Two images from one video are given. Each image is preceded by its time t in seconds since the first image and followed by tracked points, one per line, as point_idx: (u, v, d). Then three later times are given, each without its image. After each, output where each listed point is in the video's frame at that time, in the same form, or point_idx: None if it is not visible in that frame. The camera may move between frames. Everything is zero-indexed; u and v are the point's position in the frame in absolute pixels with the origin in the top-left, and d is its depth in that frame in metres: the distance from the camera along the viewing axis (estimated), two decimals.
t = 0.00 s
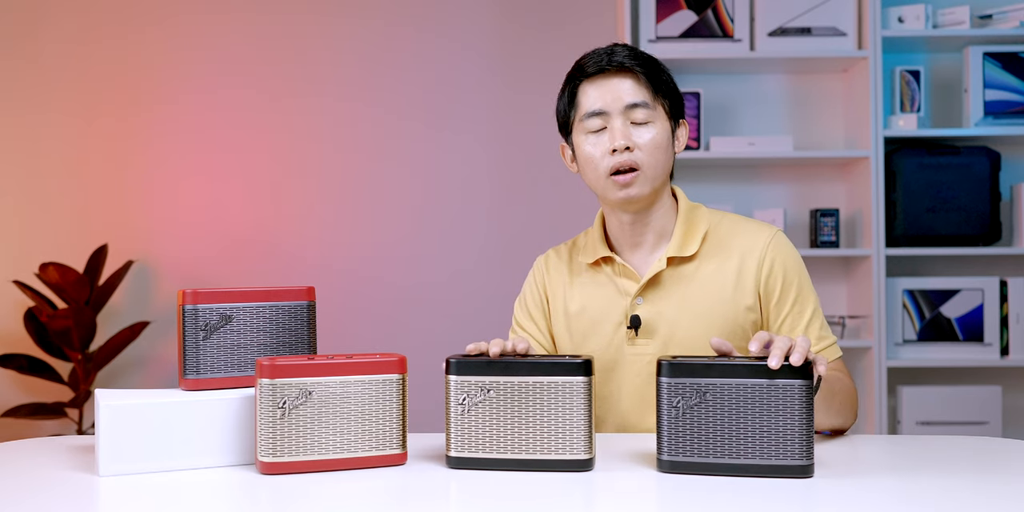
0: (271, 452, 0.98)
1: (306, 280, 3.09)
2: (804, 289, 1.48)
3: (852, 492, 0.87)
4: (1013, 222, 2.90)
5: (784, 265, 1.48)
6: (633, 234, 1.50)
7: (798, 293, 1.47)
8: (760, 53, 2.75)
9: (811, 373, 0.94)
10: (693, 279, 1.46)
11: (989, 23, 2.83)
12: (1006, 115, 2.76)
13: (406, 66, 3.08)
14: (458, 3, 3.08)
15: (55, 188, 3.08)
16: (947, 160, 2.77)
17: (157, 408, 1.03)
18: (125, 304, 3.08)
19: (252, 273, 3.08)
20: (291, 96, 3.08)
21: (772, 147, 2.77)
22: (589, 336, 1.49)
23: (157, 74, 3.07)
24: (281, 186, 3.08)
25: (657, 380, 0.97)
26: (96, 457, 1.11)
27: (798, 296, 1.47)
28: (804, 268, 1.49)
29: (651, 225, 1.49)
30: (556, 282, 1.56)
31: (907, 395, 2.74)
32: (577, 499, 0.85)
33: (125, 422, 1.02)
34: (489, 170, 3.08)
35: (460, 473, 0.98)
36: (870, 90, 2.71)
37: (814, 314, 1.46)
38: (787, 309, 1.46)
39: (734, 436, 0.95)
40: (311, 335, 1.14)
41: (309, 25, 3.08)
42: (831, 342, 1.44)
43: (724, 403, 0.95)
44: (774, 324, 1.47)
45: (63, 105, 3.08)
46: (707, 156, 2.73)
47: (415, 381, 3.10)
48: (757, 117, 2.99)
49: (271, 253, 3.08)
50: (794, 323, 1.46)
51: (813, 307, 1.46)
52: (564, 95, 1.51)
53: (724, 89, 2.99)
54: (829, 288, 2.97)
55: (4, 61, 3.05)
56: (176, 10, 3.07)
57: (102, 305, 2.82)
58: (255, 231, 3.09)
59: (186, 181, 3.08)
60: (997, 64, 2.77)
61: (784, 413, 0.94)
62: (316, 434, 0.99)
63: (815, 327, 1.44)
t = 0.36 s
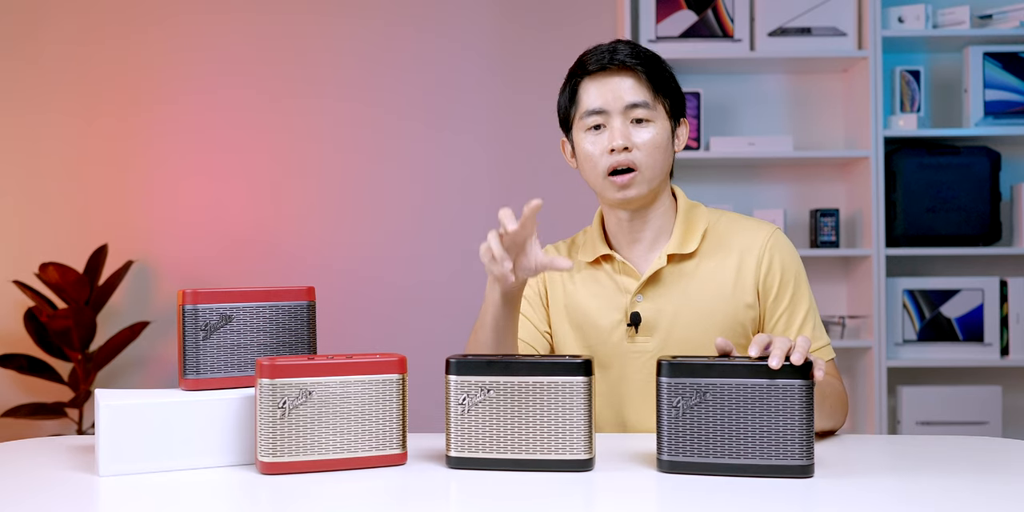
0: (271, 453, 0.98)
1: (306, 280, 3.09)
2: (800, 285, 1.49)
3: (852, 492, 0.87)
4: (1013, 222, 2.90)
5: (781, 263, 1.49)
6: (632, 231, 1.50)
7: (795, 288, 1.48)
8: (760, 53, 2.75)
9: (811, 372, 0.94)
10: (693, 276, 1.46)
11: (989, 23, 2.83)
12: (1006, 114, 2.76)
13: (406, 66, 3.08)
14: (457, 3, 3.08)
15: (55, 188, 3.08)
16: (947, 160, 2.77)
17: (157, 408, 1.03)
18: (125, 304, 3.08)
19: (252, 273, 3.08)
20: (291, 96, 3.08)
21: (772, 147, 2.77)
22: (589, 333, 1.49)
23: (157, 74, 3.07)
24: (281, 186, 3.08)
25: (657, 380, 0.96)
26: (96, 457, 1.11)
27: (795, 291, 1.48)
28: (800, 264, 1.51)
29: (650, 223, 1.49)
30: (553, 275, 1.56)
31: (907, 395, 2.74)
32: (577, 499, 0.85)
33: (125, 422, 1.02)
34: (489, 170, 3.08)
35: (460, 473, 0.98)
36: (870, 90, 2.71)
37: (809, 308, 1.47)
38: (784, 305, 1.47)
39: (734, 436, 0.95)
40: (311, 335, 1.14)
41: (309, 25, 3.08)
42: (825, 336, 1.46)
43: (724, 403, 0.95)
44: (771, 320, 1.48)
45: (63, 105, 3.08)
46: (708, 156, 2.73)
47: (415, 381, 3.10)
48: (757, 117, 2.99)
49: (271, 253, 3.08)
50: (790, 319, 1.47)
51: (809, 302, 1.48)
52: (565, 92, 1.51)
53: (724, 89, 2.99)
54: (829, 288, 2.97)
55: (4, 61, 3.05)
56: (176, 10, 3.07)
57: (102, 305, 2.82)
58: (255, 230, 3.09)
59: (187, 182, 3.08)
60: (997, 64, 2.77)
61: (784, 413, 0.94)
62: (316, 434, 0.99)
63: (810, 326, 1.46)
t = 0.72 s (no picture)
0: (271, 452, 0.98)
1: (306, 280, 3.09)
2: (798, 285, 1.49)
3: (852, 492, 0.87)
4: (1013, 222, 2.90)
5: (780, 264, 1.49)
6: (631, 235, 1.50)
7: (793, 288, 1.49)
8: (760, 53, 2.75)
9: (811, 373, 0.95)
10: (691, 279, 1.46)
11: (989, 23, 2.83)
12: (1006, 114, 2.76)
13: (406, 66, 3.08)
14: (457, 3, 3.08)
15: (55, 188, 3.08)
16: (947, 160, 2.77)
17: (157, 408, 1.03)
18: (125, 304, 3.08)
19: (252, 273, 3.08)
20: (291, 96, 3.08)
21: (772, 147, 2.77)
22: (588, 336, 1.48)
23: (157, 74, 3.07)
24: (280, 186, 3.08)
25: (657, 380, 0.96)
26: (96, 457, 1.11)
27: (794, 291, 1.48)
28: (798, 264, 1.51)
29: (648, 227, 1.49)
30: (550, 277, 1.54)
31: (907, 395, 2.74)
32: (577, 499, 0.85)
33: (125, 422, 1.02)
34: (489, 170, 3.08)
35: (460, 473, 0.98)
36: (870, 90, 2.71)
37: (807, 308, 1.48)
38: (782, 306, 1.48)
39: (734, 436, 0.95)
40: (311, 335, 1.14)
41: (309, 25, 3.08)
42: (824, 336, 1.46)
43: (724, 403, 0.95)
44: (769, 320, 1.48)
45: (63, 105, 3.08)
46: (708, 156, 2.73)
47: (415, 380, 3.10)
48: (757, 117, 2.99)
49: (271, 253, 3.08)
50: (789, 319, 1.47)
51: (807, 302, 1.49)
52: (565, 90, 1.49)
53: (724, 89, 2.99)
54: (829, 288, 2.98)
55: (4, 61, 3.05)
56: (176, 10, 3.07)
57: (102, 305, 2.82)
58: (255, 231, 3.09)
59: (187, 182, 3.08)
60: (997, 64, 2.77)
61: (784, 413, 0.94)
62: (316, 434, 0.99)
63: (809, 327, 1.46)
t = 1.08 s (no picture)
0: (271, 452, 0.98)
1: (305, 280, 3.09)
2: (792, 285, 1.49)
3: (851, 492, 0.87)
4: (1012, 222, 2.90)
5: (773, 264, 1.49)
6: (620, 239, 1.50)
7: (787, 288, 1.48)
8: (760, 53, 2.75)
9: (811, 372, 0.95)
10: (684, 283, 1.46)
11: (989, 23, 2.83)
12: (1007, 114, 2.76)
13: (406, 66, 3.08)
14: (457, 3, 3.08)
15: (55, 188, 3.08)
16: (947, 160, 2.77)
17: (157, 407, 1.03)
18: (125, 304, 3.08)
19: (252, 273, 3.08)
20: (290, 96, 3.08)
21: (772, 147, 2.77)
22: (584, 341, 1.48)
23: (157, 74, 3.07)
24: (280, 186, 3.08)
25: (657, 380, 0.97)
26: (96, 456, 1.11)
27: (787, 291, 1.48)
28: (791, 263, 1.51)
29: (639, 230, 1.49)
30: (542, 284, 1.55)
31: (907, 395, 2.74)
32: (577, 499, 0.85)
33: (125, 422, 1.02)
34: (489, 170, 3.08)
35: (460, 473, 0.98)
36: (870, 90, 2.71)
37: (802, 308, 1.48)
38: (777, 306, 1.47)
39: (734, 436, 0.95)
40: (311, 335, 1.14)
41: (309, 26, 3.08)
42: (819, 335, 1.46)
43: (723, 403, 0.95)
44: (764, 321, 1.48)
45: (63, 105, 3.08)
46: (708, 156, 2.73)
47: (415, 380, 3.10)
48: (757, 117, 2.99)
49: (271, 253, 3.08)
50: (784, 319, 1.47)
51: (801, 301, 1.49)
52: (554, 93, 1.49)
53: (724, 89, 2.99)
54: (829, 288, 2.98)
55: (4, 61, 3.05)
56: (176, 10, 3.07)
57: (102, 305, 2.82)
58: (255, 231, 3.09)
59: (187, 182, 3.08)
60: (997, 64, 2.77)
61: (784, 413, 0.94)
62: (316, 434, 0.99)
63: (803, 326, 1.46)
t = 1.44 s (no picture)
0: (271, 452, 0.98)
1: (305, 280, 3.09)
2: (785, 284, 1.49)
3: (851, 493, 0.87)
4: (1012, 222, 2.90)
5: (766, 263, 1.49)
6: (611, 242, 1.49)
7: (780, 288, 1.49)
8: (760, 53, 2.75)
9: (810, 373, 0.94)
10: (677, 285, 1.46)
11: (989, 23, 2.83)
12: (1007, 114, 2.76)
13: (406, 66, 3.08)
14: (457, 3, 3.08)
15: (55, 188, 3.08)
16: (947, 160, 2.77)
17: (157, 407, 1.03)
18: (125, 304, 3.08)
19: (252, 273, 3.08)
20: (290, 96, 3.08)
21: (772, 147, 2.77)
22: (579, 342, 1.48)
23: (157, 75, 3.07)
24: (280, 186, 3.08)
25: (657, 380, 0.96)
26: (96, 456, 1.11)
27: (781, 290, 1.49)
28: (784, 262, 1.51)
29: (629, 232, 1.49)
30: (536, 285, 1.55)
31: (907, 395, 2.74)
32: (577, 499, 0.85)
33: (125, 422, 1.02)
34: (489, 170, 3.08)
35: (460, 473, 0.98)
36: (870, 90, 2.71)
37: (796, 308, 1.48)
38: (770, 305, 1.48)
39: (734, 437, 0.95)
40: (311, 335, 1.14)
41: (309, 26, 3.08)
42: (813, 333, 1.47)
43: (724, 403, 0.95)
44: (758, 321, 1.48)
45: (63, 105, 3.08)
46: (708, 156, 2.73)
47: (415, 380, 3.10)
48: (758, 117, 2.99)
49: (271, 253, 3.08)
50: (777, 319, 1.47)
51: (794, 300, 1.49)
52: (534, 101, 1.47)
53: (724, 89, 2.99)
54: (828, 288, 2.98)
55: (4, 61, 3.05)
56: (176, 11, 3.07)
57: (102, 305, 2.82)
58: (255, 231, 3.09)
59: (187, 183, 3.08)
60: (997, 64, 2.77)
61: (784, 413, 0.94)
62: (317, 434, 0.99)
63: (796, 325, 1.46)
